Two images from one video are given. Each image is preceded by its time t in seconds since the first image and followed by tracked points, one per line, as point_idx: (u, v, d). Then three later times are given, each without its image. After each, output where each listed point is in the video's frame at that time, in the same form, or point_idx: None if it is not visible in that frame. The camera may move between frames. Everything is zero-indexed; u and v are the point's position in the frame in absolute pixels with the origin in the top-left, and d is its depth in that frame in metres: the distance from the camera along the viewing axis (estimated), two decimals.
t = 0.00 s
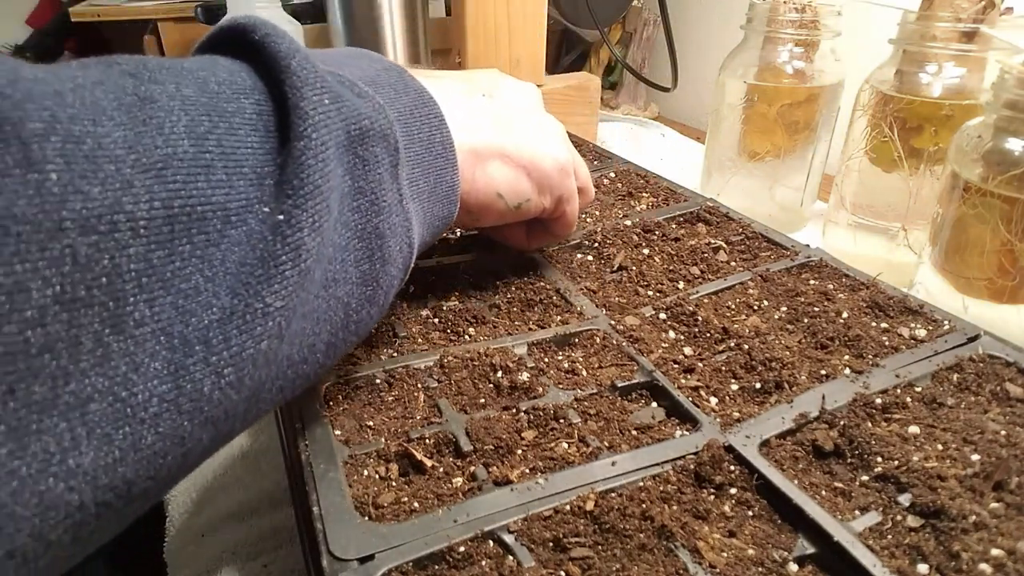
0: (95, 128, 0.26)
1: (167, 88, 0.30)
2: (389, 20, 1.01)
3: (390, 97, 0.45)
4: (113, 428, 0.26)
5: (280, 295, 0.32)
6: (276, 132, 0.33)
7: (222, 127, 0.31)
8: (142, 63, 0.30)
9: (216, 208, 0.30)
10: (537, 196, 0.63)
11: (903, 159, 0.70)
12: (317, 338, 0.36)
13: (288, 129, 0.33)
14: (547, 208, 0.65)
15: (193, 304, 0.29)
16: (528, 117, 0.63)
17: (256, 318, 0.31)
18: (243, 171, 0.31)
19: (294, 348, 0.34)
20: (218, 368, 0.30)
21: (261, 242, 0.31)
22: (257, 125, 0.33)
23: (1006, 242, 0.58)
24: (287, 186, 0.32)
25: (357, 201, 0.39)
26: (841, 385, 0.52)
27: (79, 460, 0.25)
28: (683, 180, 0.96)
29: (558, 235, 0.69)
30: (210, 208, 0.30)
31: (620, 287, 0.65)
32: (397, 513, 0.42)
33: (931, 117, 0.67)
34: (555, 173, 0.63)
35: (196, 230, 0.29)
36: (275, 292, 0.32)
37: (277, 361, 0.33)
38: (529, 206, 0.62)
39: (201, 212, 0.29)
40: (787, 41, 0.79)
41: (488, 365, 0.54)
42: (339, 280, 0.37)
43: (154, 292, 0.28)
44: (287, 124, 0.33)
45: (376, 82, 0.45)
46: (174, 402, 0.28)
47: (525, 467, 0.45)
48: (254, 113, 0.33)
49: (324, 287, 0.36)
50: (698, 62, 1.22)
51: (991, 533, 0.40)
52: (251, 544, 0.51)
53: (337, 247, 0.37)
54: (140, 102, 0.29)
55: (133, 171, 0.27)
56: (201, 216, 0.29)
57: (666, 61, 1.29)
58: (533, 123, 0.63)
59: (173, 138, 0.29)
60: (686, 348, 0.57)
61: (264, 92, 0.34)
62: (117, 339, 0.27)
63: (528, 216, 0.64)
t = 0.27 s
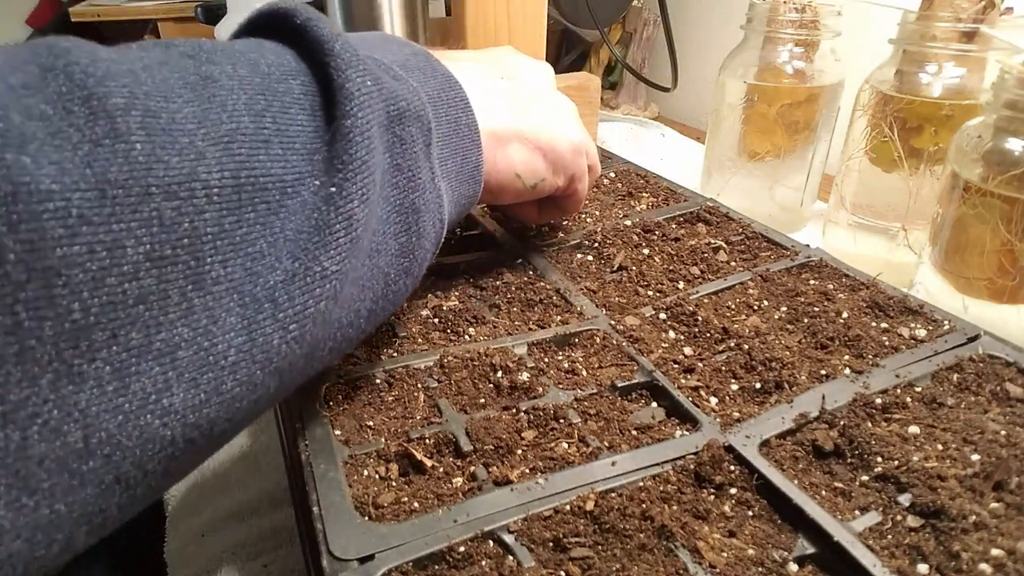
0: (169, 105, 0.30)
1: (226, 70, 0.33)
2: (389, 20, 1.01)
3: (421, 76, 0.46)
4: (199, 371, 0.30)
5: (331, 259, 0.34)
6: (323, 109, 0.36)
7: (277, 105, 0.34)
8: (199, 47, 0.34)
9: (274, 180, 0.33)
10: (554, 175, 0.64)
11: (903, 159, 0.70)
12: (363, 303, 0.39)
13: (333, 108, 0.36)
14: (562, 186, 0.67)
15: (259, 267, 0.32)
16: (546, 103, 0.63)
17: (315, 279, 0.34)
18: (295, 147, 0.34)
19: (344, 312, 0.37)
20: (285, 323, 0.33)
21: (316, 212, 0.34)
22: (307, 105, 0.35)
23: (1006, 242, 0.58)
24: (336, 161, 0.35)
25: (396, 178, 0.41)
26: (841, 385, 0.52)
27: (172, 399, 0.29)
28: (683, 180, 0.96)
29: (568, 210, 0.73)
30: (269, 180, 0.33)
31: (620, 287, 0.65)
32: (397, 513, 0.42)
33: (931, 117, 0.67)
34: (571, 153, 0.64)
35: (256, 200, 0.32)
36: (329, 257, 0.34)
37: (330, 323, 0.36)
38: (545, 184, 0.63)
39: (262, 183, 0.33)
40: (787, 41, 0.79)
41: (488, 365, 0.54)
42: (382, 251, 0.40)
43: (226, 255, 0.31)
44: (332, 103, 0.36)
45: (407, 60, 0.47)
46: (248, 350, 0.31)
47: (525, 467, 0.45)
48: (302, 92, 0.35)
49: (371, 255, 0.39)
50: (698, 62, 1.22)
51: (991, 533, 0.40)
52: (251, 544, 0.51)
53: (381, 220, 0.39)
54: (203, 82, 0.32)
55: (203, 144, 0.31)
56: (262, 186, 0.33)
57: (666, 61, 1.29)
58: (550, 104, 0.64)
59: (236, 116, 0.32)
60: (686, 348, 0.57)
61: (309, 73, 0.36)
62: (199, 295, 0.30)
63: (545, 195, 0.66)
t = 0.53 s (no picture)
0: (70, 99, 0.26)
1: (150, 56, 0.29)
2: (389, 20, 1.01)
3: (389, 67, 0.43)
4: (103, 412, 0.26)
5: (270, 274, 0.30)
6: (268, 101, 0.32)
7: (212, 97, 0.30)
8: (124, 31, 0.30)
9: (205, 182, 0.29)
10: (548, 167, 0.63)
11: (903, 159, 0.70)
12: (321, 317, 0.34)
13: (281, 98, 0.32)
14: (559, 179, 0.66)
15: (184, 284, 0.28)
16: (535, 90, 0.62)
17: (251, 297, 0.30)
18: (233, 144, 0.30)
19: (296, 330, 0.32)
20: (212, 349, 0.29)
21: (255, 219, 0.30)
22: (249, 96, 0.31)
23: (1006, 242, 0.58)
24: (281, 159, 0.31)
25: (358, 175, 0.36)
26: (841, 385, 0.52)
27: (68, 445, 0.25)
28: (683, 180, 0.96)
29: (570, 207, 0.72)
30: (198, 182, 0.29)
31: (620, 287, 0.65)
32: (397, 513, 0.42)
33: (931, 117, 0.67)
34: (567, 145, 0.63)
35: (184, 206, 0.28)
36: (269, 270, 0.30)
37: (278, 343, 0.31)
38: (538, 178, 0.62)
39: (190, 187, 0.28)
40: (787, 41, 0.79)
41: (488, 365, 0.54)
42: (342, 257, 0.35)
43: (140, 271, 0.27)
44: (276, 94, 0.32)
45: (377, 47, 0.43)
46: (165, 385, 0.27)
47: (525, 467, 0.45)
48: (244, 82, 0.31)
49: (327, 264, 0.34)
50: (698, 62, 1.22)
51: (991, 533, 0.40)
52: (251, 544, 0.51)
53: (340, 223, 0.35)
54: (121, 71, 0.28)
55: (113, 145, 0.26)
56: (190, 191, 0.28)
57: (666, 61, 1.29)
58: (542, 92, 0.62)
59: (156, 109, 0.28)
60: (686, 348, 0.57)
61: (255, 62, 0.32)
62: (103, 320, 0.26)
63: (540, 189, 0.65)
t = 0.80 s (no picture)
0: None
1: (55, 85, 0.26)
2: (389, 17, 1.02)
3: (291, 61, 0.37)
4: None
5: (181, 309, 0.29)
6: (176, 122, 0.29)
7: (119, 122, 0.28)
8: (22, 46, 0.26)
9: (107, 214, 0.27)
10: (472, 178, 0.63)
11: (903, 159, 0.70)
12: (232, 339, 0.33)
13: (189, 125, 0.29)
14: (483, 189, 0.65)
15: (83, 319, 0.26)
16: (467, 102, 0.61)
17: (154, 331, 0.28)
18: (139, 172, 0.28)
19: (203, 355, 0.31)
20: (110, 388, 0.27)
21: (161, 252, 0.28)
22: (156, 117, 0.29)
23: (1006, 242, 0.58)
24: (190, 189, 0.29)
25: (273, 198, 0.34)
26: (841, 385, 0.52)
27: None
28: (683, 180, 0.96)
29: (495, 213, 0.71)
30: (100, 216, 0.26)
31: (620, 287, 0.65)
32: (397, 513, 0.42)
33: (931, 117, 0.67)
34: (493, 156, 0.63)
35: (86, 239, 0.26)
36: (174, 302, 0.28)
37: (183, 369, 0.30)
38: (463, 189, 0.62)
39: (90, 220, 0.26)
40: (788, 41, 0.79)
41: (488, 365, 0.54)
42: (256, 280, 0.33)
43: (38, 310, 0.25)
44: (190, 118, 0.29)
45: None
46: (61, 425, 0.26)
47: (525, 467, 0.45)
48: (153, 105, 0.29)
49: (237, 289, 0.32)
50: (698, 62, 1.22)
51: (991, 534, 0.40)
52: (249, 544, 0.51)
53: (254, 248, 0.33)
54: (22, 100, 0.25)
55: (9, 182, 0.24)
56: (89, 225, 0.26)
57: (666, 62, 1.29)
58: (473, 102, 0.62)
59: (59, 140, 0.26)
60: (686, 348, 0.57)
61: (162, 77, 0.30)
62: None
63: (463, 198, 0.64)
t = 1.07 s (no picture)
0: (20, 180, 0.27)
1: (99, 131, 0.30)
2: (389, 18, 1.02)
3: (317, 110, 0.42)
4: (40, 481, 0.27)
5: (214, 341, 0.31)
6: (211, 166, 0.33)
7: (159, 169, 0.31)
8: (72, 102, 0.31)
9: (147, 253, 0.30)
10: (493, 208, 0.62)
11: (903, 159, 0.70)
12: (258, 371, 0.36)
13: (223, 170, 0.33)
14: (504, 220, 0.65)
15: (122, 353, 0.29)
16: (482, 135, 0.63)
17: (188, 364, 0.31)
18: (176, 213, 0.31)
19: (231, 386, 0.34)
20: (149, 417, 0.30)
21: (195, 286, 0.31)
22: (195, 162, 0.33)
23: (1006, 242, 0.58)
24: (222, 228, 0.32)
25: (297, 235, 0.38)
26: (841, 385, 0.52)
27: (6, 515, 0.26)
28: (683, 181, 0.96)
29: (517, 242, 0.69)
30: (141, 254, 0.30)
31: (620, 287, 0.65)
32: (397, 513, 0.42)
33: (931, 117, 0.68)
34: (512, 185, 0.62)
35: (126, 277, 0.29)
36: (208, 336, 0.31)
37: (214, 400, 0.33)
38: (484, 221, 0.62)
39: (132, 258, 0.29)
40: (787, 41, 0.79)
41: (488, 365, 0.54)
42: (280, 314, 0.37)
43: (81, 344, 0.28)
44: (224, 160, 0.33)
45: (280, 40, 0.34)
46: (103, 451, 0.29)
47: (525, 467, 0.45)
48: (190, 150, 0.33)
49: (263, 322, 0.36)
50: (698, 61, 1.22)
51: (991, 534, 0.40)
52: (250, 543, 0.51)
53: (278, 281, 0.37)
54: (69, 148, 0.29)
55: (61, 224, 0.27)
56: (133, 263, 0.30)
57: (666, 62, 1.29)
58: (489, 135, 0.64)
59: (104, 185, 0.29)
60: (686, 348, 0.57)
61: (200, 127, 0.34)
62: (45, 395, 0.27)
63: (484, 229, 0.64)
